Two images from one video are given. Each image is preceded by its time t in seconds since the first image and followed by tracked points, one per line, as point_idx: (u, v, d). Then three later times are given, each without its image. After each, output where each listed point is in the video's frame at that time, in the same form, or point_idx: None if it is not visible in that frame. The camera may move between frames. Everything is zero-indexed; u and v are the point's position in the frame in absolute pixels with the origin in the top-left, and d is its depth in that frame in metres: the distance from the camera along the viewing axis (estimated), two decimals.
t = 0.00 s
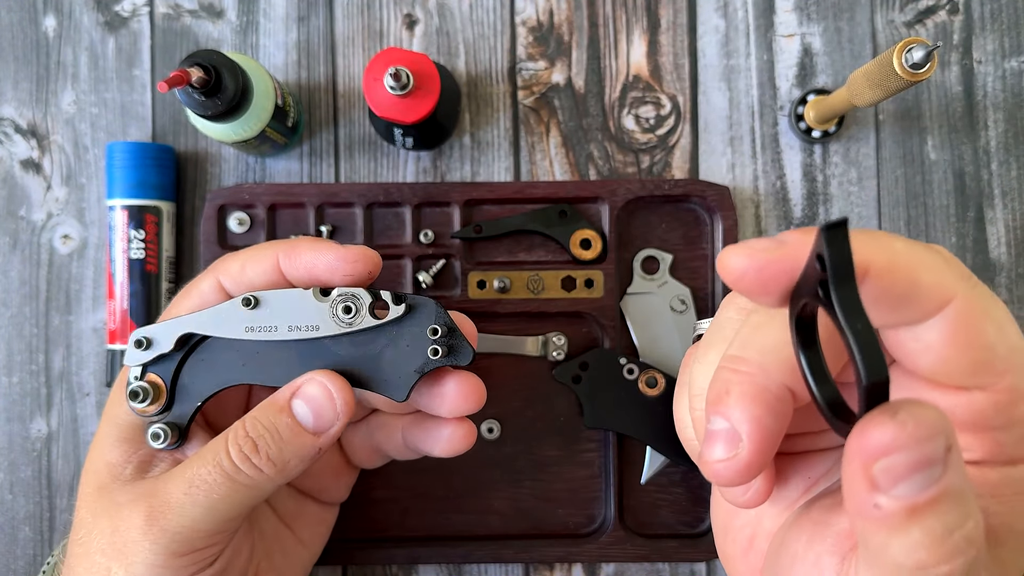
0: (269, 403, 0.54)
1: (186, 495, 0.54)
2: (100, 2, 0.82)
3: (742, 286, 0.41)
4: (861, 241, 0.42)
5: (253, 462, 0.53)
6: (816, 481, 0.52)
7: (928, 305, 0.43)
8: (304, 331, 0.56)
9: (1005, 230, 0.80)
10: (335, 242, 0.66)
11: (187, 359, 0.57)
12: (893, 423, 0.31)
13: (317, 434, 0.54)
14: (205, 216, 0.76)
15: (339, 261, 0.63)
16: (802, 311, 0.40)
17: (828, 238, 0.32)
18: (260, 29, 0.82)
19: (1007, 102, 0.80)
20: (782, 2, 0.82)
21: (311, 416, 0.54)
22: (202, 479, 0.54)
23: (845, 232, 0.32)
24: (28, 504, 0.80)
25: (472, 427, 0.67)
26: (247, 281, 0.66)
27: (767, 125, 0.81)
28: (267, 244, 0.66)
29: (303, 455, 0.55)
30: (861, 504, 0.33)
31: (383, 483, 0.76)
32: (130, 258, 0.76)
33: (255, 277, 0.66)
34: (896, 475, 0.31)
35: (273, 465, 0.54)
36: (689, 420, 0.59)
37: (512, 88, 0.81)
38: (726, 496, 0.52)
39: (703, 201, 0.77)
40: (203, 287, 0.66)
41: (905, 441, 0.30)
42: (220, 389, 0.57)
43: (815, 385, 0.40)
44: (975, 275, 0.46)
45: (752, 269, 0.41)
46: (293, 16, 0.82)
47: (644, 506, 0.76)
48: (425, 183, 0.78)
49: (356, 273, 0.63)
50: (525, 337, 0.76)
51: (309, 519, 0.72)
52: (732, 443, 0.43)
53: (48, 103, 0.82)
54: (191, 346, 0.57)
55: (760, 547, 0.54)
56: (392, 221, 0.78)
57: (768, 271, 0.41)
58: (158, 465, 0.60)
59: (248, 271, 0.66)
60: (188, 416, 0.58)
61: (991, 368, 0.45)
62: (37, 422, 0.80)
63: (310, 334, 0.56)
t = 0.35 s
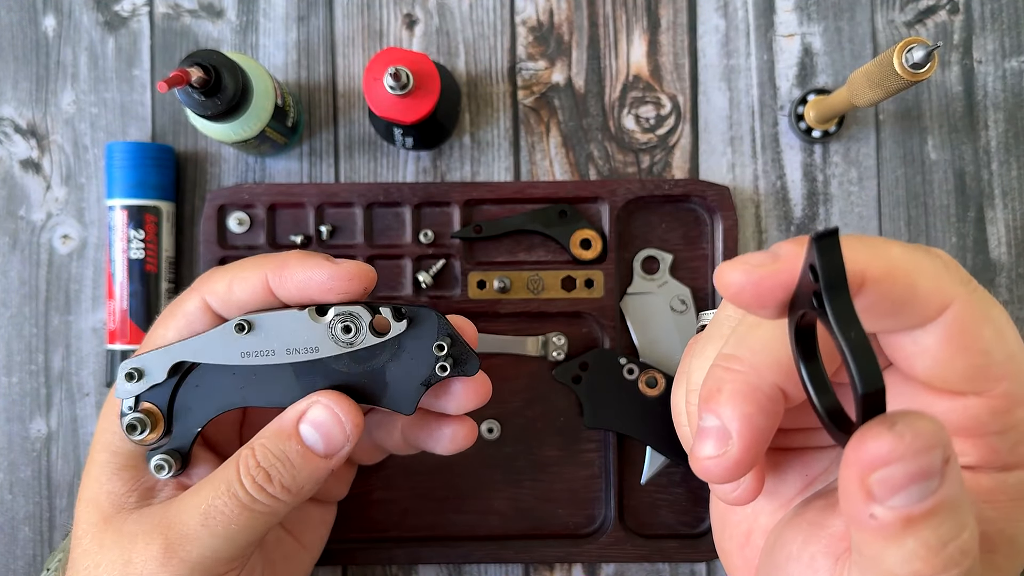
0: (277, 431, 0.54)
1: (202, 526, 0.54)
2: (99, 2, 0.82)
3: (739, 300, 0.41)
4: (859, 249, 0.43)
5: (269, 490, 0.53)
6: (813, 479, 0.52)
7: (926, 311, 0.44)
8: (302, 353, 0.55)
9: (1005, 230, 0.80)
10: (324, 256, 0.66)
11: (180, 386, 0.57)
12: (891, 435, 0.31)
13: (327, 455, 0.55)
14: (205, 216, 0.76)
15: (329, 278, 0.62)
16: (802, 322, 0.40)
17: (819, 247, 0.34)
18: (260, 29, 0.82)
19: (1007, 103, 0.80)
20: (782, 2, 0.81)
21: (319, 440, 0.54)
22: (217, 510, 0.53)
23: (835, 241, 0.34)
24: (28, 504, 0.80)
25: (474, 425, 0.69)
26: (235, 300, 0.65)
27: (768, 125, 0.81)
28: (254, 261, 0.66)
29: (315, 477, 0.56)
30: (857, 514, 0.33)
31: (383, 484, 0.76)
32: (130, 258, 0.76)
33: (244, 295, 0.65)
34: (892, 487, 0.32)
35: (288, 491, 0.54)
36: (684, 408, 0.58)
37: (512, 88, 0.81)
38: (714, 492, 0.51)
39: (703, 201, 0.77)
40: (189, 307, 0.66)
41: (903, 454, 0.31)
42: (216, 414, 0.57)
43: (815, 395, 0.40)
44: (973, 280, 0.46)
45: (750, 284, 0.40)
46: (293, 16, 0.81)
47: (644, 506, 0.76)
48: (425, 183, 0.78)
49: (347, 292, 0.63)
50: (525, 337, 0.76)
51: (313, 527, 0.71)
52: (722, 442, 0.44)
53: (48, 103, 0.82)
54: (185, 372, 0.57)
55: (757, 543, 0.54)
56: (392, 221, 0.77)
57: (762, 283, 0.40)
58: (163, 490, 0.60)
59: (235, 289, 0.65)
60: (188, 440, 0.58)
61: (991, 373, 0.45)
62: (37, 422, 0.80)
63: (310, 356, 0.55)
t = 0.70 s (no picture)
0: (275, 410, 0.53)
1: (194, 498, 0.53)
2: (99, 2, 0.82)
3: (740, 321, 0.41)
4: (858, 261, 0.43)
5: (261, 468, 0.53)
6: (814, 480, 0.52)
7: (926, 320, 0.44)
8: (304, 335, 0.55)
9: (1005, 230, 0.80)
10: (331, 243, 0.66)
11: (188, 361, 0.57)
12: (890, 454, 0.31)
13: (323, 439, 0.54)
14: (205, 216, 0.76)
15: (333, 263, 0.63)
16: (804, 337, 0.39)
17: (807, 259, 0.34)
18: (260, 29, 0.81)
19: (1007, 103, 0.80)
20: (782, 2, 0.81)
21: (316, 424, 0.53)
22: (209, 482, 0.53)
23: (822, 252, 0.34)
24: (28, 504, 0.80)
25: (466, 445, 0.68)
26: (245, 282, 0.65)
27: (768, 125, 0.81)
28: (264, 244, 0.66)
29: (308, 461, 0.55)
30: (853, 529, 0.33)
31: (383, 484, 0.76)
32: (130, 258, 0.76)
33: (252, 278, 0.65)
34: (888, 505, 0.32)
35: (279, 471, 0.54)
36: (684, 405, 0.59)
37: (512, 88, 0.81)
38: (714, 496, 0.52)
39: (703, 201, 0.77)
40: (202, 287, 0.66)
41: (902, 472, 0.31)
42: (222, 390, 0.57)
43: (821, 410, 0.39)
44: (975, 287, 0.46)
45: (751, 306, 0.41)
46: (293, 16, 0.81)
47: (644, 507, 0.76)
48: (425, 183, 0.78)
49: (349, 279, 0.63)
50: (526, 337, 0.76)
51: (309, 527, 0.71)
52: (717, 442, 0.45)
53: (48, 103, 0.82)
54: (193, 347, 0.57)
55: (758, 542, 0.54)
56: (392, 221, 0.77)
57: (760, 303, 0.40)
58: (159, 463, 0.60)
59: (245, 271, 0.65)
60: (188, 417, 0.58)
61: (992, 380, 0.45)
62: (37, 422, 0.80)
63: (314, 338, 0.55)
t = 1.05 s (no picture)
0: (289, 416, 0.54)
1: (213, 507, 0.54)
2: (99, 2, 0.82)
3: (715, 287, 0.44)
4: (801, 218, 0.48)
5: (280, 473, 0.53)
6: (806, 464, 0.51)
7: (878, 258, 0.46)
8: (314, 345, 0.56)
9: (1005, 230, 0.80)
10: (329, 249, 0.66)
11: (191, 374, 0.57)
12: (920, 337, 0.31)
13: (339, 442, 0.55)
14: (204, 216, 0.76)
15: (334, 272, 0.62)
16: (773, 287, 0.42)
17: (782, 197, 0.36)
18: (260, 29, 0.81)
19: (1007, 102, 0.80)
20: (782, 2, 0.81)
21: (332, 427, 0.54)
22: (228, 490, 0.53)
23: (793, 188, 0.36)
24: (28, 504, 0.80)
25: (472, 440, 0.69)
26: (241, 290, 0.65)
27: (768, 125, 0.81)
28: (260, 252, 0.66)
29: (325, 464, 0.56)
30: (895, 424, 0.33)
31: (383, 484, 0.76)
32: (130, 259, 0.76)
33: (250, 286, 0.65)
34: (927, 390, 0.32)
35: (299, 476, 0.54)
36: (669, 420, 0.56)
37: (512, 88, 0.81)
38: (711, 494, 0.49)
39: (703, 201, 0.76)
40: (197, 296, 0.66)
41: (931, 354, 0.31)
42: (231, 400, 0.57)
43: (806, 350, 0.41)
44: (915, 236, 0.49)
45: (714, 271, 0.44)
46: (293, 16, 0.81)
47: (644, 506, 0.76)
48: (425, 183, 0.78)
49: (351, 286, 0.63)
50: (526, 337, 0.76)
51: (312, 525, 0.72)
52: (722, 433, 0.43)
53: (48, 103, 0.82)
54: (196, 360, 0.57)
55: (766, 540, 0.54)
56: (392, 221, 0.77)
57: (728, 267, 0.44)
58: (171, 471, 0.60)
59: (241, 280, 0.65)
60: (197, 425, 0.58)
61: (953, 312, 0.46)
62: (37, 422, 0.80)
63: (321, 348, 0.56)
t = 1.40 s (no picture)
0: (287, 416, 0.53)
1: (211, 507, 0.54)
2: (99, 2, 0.82)
3: (719, 313, 0.44)
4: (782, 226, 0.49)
5: (279, 474, 0.53)
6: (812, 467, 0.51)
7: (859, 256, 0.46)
8: (311, 344, 0.56)
9: (1005, 230, 0.80)
10: (326, 247, 0.66)
11: (188, 374, 0.57)
12: (948, 315, 0.32)
13: (337, 442, 0.55)
14: (204, 216, 0.76)
15: (331, 269, 0.62)
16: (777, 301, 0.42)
17: (776, 207, 0.36)
18: (260, 29, 0.81)
19: (1007, 102, 0.80)
20: (782, 2, 0.81)
21: (331, 427, 0.54)
22: (226, 490, 0.53)
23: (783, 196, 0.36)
24: (28, 504, 0.80)
25: (469, 440, 0.69)
26: (238, 290, 0.65)
27: (768, 125, 0.81)
28: (256, 251, 0.66)
29: (323, 464, 0.56)
30: (930, 407, 0.34)
31: (383, 484, 0.76)
32: (130, 259, 0.76)
33: (247, 285, 0.65)
34: (960, 369, 0.32)
35: (297, 476, 0.54)
36: (669, 429, 0.54)
37: (512, 88, 0.81)
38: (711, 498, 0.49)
39: (703, 201, 0.76)
40: (194, 296, 0.66)
41: (961, 332, 0.32)
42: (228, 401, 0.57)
43: (822, 359, 0.41)
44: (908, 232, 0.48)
45: (719, 299, 0.43)
46: (293, 16, 0.81)
47: (644, 506, 0.76)
48: (425, 183, 0.78)
49: (349, 284, 0.63)
50: (526, 337, 0.76)
51: (309, 522, 0.72)
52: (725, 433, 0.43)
53: (48, 103, 0.82)
54: (193, 360, 0.57)
55: (772, 542, 0.54)
56: (392, 221, 0.77)
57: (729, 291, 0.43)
58: (168, 472, 0.60)
59: (238, 279, 0.65)
60: (194, 426, 0.58)
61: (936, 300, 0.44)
62: (37, 422, 0.80)
63: (319, 347, 0.56)
